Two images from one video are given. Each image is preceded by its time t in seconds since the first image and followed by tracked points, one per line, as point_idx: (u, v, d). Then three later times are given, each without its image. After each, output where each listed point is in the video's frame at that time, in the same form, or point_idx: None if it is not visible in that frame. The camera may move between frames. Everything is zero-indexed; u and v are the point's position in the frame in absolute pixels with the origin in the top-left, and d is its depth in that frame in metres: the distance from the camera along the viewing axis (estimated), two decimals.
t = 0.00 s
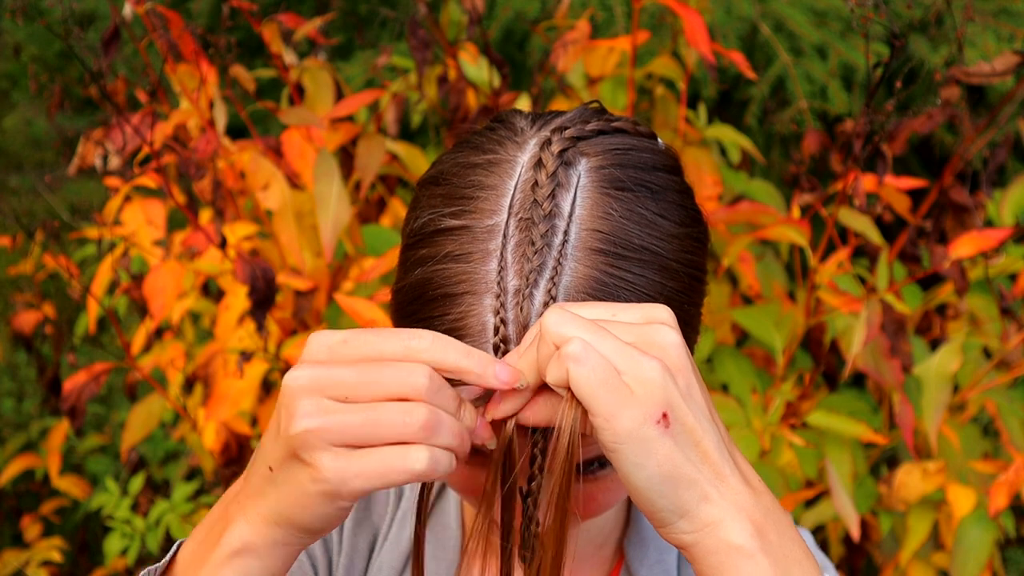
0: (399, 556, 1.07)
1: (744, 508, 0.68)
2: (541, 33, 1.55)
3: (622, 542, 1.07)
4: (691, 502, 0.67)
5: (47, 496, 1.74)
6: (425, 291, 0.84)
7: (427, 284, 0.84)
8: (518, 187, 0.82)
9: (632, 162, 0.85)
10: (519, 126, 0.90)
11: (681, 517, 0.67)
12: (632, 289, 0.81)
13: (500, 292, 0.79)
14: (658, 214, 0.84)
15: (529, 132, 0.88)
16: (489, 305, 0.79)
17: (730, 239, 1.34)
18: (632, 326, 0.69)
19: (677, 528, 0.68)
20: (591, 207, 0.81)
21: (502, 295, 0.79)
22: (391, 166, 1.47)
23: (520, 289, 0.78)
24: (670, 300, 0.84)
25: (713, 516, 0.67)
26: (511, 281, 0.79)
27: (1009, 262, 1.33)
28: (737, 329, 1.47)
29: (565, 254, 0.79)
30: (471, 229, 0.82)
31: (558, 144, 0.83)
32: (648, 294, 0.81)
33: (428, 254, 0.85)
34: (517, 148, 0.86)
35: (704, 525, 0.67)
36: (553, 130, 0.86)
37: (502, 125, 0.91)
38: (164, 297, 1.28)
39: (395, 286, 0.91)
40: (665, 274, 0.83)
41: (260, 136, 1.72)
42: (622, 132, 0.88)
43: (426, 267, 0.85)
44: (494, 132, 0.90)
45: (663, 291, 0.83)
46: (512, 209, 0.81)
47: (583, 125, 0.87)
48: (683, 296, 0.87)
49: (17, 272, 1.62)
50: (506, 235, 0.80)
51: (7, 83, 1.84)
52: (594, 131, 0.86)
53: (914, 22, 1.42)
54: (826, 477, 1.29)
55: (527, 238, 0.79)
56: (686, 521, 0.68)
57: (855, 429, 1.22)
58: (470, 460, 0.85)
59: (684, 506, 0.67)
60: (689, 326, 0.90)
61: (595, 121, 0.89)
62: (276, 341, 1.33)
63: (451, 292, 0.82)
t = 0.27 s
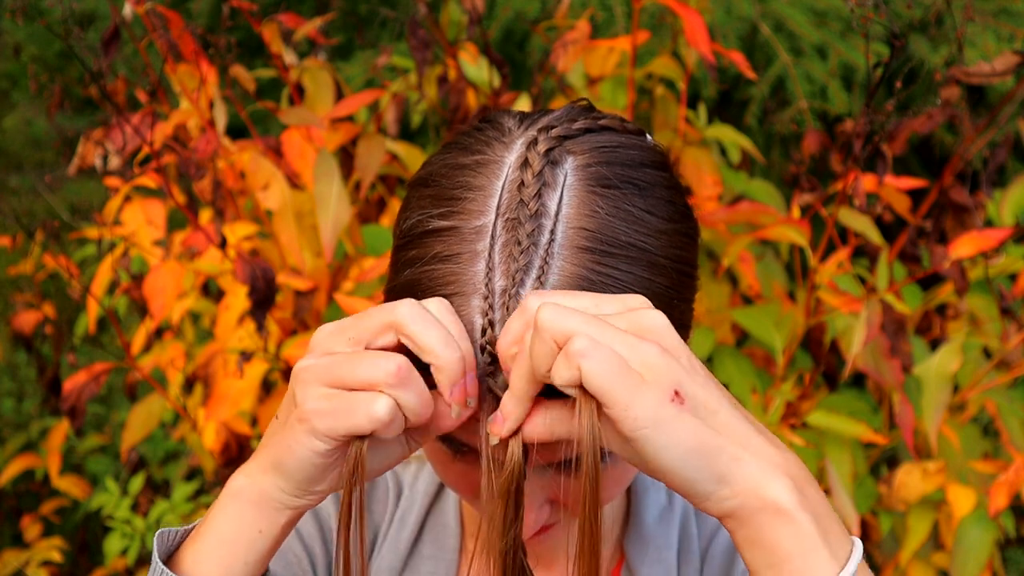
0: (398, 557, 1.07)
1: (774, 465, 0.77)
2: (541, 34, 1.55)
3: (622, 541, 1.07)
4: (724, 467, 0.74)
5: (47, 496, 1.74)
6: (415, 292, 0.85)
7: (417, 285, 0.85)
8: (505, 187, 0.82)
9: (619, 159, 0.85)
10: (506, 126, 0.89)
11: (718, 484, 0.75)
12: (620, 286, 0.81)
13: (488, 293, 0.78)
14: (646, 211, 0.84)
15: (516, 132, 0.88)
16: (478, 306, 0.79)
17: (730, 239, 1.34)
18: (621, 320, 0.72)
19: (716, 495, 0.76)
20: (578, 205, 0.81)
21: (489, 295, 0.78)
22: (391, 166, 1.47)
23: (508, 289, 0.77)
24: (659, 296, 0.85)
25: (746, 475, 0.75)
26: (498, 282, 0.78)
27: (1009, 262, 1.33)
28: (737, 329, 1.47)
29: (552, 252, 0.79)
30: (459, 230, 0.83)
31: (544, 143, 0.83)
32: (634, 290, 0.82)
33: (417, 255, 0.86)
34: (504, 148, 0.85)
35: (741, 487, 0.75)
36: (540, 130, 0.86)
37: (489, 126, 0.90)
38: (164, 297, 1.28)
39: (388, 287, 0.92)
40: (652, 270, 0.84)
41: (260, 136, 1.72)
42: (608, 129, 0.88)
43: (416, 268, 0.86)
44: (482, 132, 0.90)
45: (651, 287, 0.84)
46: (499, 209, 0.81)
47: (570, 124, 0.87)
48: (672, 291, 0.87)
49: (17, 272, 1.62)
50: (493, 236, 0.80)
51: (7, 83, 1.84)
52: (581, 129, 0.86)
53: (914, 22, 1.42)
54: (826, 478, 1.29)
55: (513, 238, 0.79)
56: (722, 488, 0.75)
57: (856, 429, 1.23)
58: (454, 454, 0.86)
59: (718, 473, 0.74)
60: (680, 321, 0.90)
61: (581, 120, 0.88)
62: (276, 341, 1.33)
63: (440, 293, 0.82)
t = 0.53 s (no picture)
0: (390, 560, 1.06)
1: None
2: (541, 33, 1.55)
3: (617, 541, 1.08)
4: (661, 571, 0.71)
5: (47, 496, 1.74)
6: (408, 287, 0.85)
7: (410, 280, 0.84)
8: (494, 178, 0.82)
9: (603, 146, 0.85)
10: (491, 121, 0.90)
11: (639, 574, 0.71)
12: (611, 271, 0.81)
13: (482, 282, 0.79)
14: (632, 195, 0.84)
15: (502, 126, 0.88)
16: (473, 295, 0.80)
17: (730, 239, 1.34)
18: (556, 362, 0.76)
19: None
20: (566, 192, 0.81)
21: (484, 285, 0.79)
22: (391, 166, 1.47)
23: (502, 277, 0.78)
24: (649, 280, 0.84)
25: None
26: (492, 271, 0.79)
27: (1009, 262, 1.33)
28: (737, 329, 1.47)
29: (543, 240, 0.79)
30: (450, 222, 0.82)
31: (529, 134, 0.84)
32: (624, 274, 0.81)
33: (408, 250, 0.85)
34: (490, 141, 0.86)
35: None
36: (524, 122, 0.86)
37: (474, 121, 0.90)
38: (164, 297, 1.28)
39: (380, 289, 0.91)
40: (642, 253, 0.83)
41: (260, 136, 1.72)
42: (591, 119, 0.88)
43: (408, 262, 0.85)
44: (467, 128, 0.90)
45: (642, 270, 0.83)
46: (489, 200, 0.81)
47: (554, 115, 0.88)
48: (663, 275, 0.86)
49: (17, 272, 1.62)
50: (485, 226, 0.80)
51: (6, 83, 1.84)
52: (564, 119, 0.87)
53: (913, 22, 1.42)
54: (826, 477, 1.29)
55: (505, 227, 0.79)
56: None
57: (856, 429, 1.22)
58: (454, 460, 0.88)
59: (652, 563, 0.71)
60: (672, 305, 0.89)
61: (565, 110, 0.89)
62: (276, 341, 1.33)
63: (434, 285, 0.82)
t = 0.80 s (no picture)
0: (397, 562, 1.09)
1: None
2: (541, 34, 1.55)
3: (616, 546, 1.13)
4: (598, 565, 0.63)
5: (47, 496, 1.74)
6: (408, 317, 0.85)
7: (410, 310, 0.85)
8: (499, 209, 0.82)
9: (615, 176, 0.84)
10: (500, 140, 0.89)
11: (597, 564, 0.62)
12: (615, 312, 0.79)
13: (481, 320, 0.79)
14: (643, 231, 0.82)
15: (511, 147, 0.88)
16: (471, 332, 0.80)
17: (730, 239, 1.34)
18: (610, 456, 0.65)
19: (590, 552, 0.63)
20: (573, 227, 0.80)
21: (482, 323, 0.79)
22: (391, 166, 1.47)
23: (501, 317, 0.78)
24: (656, 320, 0.82)
25: None
26: (492, 309, 0.79)
27: (1009, 262, 1.33)
28: (737, 329, 1.47)
29: (546, 279, 0.79)
30: (452, 254, 0.82)
31: (538, 162, 0.83)
32: (629, 315, 0.80)
33: (409, 278, 0.85)
34: (498, 165, 0.86)
35: None
36: (535, 146, 0.86)
37: (482, 139, 0.91)
38: (164, 297, 1.28)
39: (381, 312, 0.92)
40: (649, 293, 0.82)
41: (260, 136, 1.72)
42: (603, 144, 0.87)
43: (408, 291, 0.85)
44: (475, 148, 0.89)
45: (649, 311, 0.81)
46: (492, 232, 0.81)
47: (565, 139, 0.87)
48: (671, 314, 0.84)
49: (17, 272, 1.62)
50: (486, 260, 0.80)
51: (6, 83, 1.84)
52: (575, 145, 0.86)
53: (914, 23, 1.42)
54: (826, 477, 1.29)
55: (507, 264, 0.79)
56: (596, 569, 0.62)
57: (856, 429, 1.22)
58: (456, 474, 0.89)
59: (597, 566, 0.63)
60: (679, 343, 0.88)
61: (577, 135, 0.88)
62: (276, 341, 1.33)
63: (433, 318, 0.82)
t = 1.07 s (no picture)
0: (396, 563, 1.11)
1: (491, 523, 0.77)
2: (541, 34, 1.55)
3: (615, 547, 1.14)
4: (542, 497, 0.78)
5: (47, 496, 1.74)
6: (423, 325, 0.88)
7: (425, 317, 0.87)
8: (515, 217, 0.83)
9: (632, 184, 0.84)
10: (513, 146, 0.90)
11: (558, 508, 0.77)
12: (633, 322, 0.81)
13: (498, 329, 0.82)
14: (659, 239, 0.83)
15: (524, 153, 0.88)
16: (487, 341, 0.83)
17: (730, 239, 1.34)
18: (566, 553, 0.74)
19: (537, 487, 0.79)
20: (590, 237, 0.81)
21: (499, 331, 0.82)
22: (391, 166, 1.47)
23: (518, 327, 0.81)
24: (671, 329, 0.84)
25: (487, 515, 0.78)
26: (509, 318, 0.82)
27: (1009, 262, 1.33)
28: (737, 329, 1.47)
29: (563, 288, 0.81)
30: (467, 262, 0.84)
31: (555, 170, 0.84)
32: (646, 325, 0.82)
33: (423, 286, 0.87)
34: (512, 172, 0.86)
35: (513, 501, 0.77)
36: (550, 153, 0.86)
37: (495, 144, 0.91)
38: (164, 297, 1.28)
39: (393, 316, 0.94)
40: (665, 302, 0.83)
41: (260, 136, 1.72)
42: (619, 151, 0.87)
43: (422, 299, 0.87)
44: (489, 153, 0.90)
45: (665, 320, 0.83)
46: (508, 240, 0.83)
47: (581, 146, 0.87)
48: (686, 322, 0.87)
49: (17, 272, 1.62)
50: (503, 269, 0.82)
51: (6, 83, 1.84)
52: (591, 152, 0.86)
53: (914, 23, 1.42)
54: (826, 477, 1.29)
55: (524, 273, 0.81)
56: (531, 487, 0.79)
57: (855, 429, 1.22)
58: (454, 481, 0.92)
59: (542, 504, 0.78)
60: (692, 349, 0.90)
61: (592, 141, 0.88)
62: (276, 341, 1.33)
63: (450, 326, 0.85)
